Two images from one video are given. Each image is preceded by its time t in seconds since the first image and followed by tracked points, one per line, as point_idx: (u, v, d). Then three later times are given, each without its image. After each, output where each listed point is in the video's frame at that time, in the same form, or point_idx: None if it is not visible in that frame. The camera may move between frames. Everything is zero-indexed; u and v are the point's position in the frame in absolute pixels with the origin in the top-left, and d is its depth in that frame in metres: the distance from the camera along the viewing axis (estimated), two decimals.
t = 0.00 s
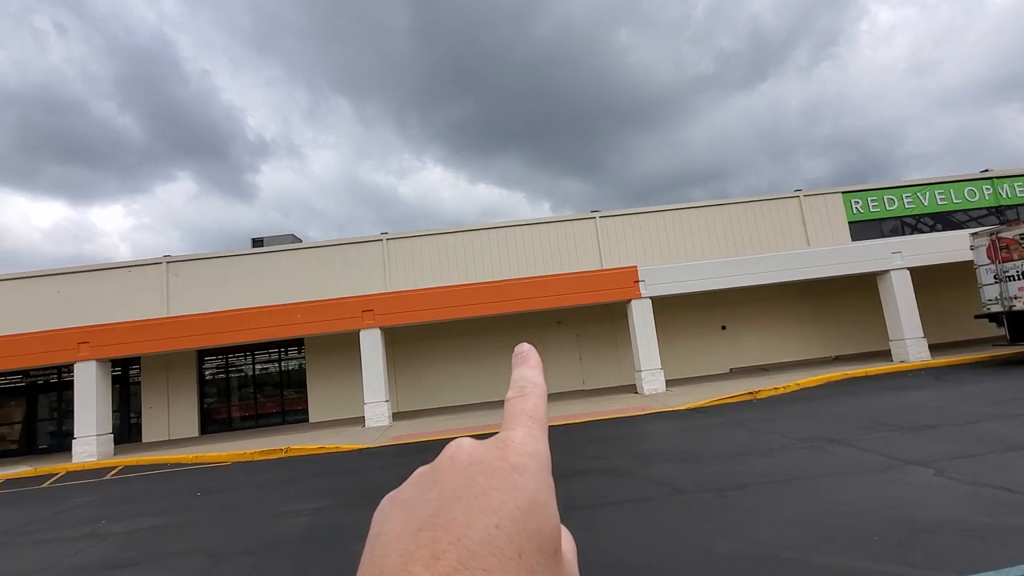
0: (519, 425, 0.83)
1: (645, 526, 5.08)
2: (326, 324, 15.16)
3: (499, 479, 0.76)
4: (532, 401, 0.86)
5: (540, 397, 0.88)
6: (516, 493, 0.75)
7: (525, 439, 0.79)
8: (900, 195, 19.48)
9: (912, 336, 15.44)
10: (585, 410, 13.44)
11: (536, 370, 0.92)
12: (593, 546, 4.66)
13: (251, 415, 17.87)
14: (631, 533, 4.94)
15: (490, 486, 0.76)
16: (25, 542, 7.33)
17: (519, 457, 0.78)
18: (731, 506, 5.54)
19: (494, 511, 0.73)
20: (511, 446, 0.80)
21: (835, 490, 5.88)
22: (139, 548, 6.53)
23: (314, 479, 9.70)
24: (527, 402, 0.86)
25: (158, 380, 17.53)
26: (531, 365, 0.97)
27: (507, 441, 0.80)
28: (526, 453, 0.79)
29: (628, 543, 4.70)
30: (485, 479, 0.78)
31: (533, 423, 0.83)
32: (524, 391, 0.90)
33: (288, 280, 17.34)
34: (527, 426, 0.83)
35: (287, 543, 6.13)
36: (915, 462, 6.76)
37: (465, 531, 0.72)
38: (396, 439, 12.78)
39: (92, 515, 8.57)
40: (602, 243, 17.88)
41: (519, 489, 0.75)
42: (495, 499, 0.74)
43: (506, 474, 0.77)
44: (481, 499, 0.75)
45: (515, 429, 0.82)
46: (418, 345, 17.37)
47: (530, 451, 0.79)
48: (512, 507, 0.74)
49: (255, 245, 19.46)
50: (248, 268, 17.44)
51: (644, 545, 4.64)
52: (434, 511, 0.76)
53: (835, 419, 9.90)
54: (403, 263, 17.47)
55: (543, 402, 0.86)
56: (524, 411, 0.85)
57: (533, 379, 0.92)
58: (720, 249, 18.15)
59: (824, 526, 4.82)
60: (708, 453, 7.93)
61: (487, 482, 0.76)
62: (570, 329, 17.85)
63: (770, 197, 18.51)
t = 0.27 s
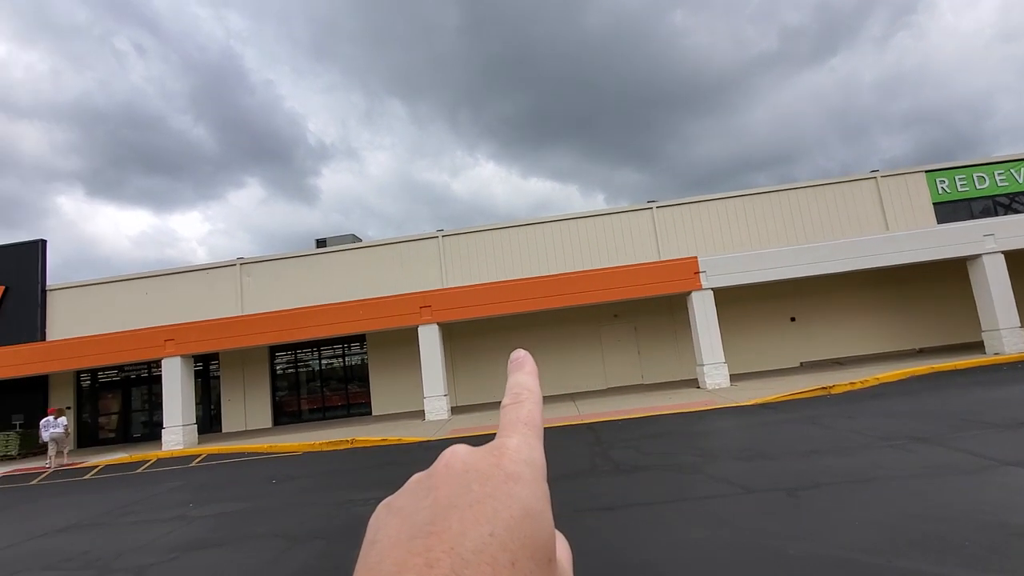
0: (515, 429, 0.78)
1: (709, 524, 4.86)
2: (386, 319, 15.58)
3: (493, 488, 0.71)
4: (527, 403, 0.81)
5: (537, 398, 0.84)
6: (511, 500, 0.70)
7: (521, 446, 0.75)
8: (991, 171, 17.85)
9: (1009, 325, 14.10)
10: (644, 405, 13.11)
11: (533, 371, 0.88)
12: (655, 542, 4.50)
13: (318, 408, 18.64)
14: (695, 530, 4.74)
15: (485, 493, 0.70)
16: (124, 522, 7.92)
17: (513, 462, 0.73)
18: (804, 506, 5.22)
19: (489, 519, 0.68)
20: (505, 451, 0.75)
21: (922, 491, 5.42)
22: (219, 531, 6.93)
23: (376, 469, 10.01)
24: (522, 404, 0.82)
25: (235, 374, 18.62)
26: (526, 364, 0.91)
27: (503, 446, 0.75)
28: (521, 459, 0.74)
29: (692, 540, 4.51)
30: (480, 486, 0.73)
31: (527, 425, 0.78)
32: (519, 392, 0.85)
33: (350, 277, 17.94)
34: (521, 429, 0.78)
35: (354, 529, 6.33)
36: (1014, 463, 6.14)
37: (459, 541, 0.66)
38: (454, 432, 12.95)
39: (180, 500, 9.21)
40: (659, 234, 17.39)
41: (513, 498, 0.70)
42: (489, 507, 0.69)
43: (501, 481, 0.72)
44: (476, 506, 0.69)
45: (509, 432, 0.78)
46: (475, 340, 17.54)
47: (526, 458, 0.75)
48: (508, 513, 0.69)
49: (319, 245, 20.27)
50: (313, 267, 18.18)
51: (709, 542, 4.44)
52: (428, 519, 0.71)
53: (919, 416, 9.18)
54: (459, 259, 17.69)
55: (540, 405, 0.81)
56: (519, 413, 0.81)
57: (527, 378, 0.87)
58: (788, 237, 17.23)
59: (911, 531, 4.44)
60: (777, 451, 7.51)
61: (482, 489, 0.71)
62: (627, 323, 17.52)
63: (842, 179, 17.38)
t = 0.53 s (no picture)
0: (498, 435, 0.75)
1: (780, 524, 4.54)
2: (445, 313, 15.78)
3: (475, 495, 0.67)
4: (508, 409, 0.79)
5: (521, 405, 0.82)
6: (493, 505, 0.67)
7: (504, 454, 0.72)
8: None
9: None
10: (707, 400, 12.58)
11: (517, 380, 0.86)
12: (721, 541, 4.25)
13: (381, 400, 19.18)
14: (764, 529, 4.44)
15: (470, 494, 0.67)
16: (205, 504, 8.38)
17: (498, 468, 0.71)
18: (887, 508, 4.79)
19: (471, 525, 0.64)
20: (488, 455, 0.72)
21: None
22: (287, 515, 7.17)
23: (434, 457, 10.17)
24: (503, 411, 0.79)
25: (304, 367, 19.46)
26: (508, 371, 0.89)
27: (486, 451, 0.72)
28: (504, 466, 0.71)
29: (759, 540, 4.23)
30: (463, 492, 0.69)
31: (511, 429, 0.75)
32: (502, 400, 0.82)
33: (409, 273, 18.31)
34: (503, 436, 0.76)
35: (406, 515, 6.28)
36: None
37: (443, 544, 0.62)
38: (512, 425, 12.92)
39: (256, 485, 9.57)
40: (721, 223, 16.67)
41: (495, 504, 0.67)
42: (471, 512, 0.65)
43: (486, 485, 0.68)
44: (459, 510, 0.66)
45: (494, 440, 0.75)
46: (531, 333, 17.44)
47: (509, 465, 0.72)
48: (493, 514, 0.66)
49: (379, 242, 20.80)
50: (373, 263, 18.68)
51: (781, 543, 4.14)
52: (410, 526, 0.66)
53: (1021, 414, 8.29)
54: (514, 252, 17.66)
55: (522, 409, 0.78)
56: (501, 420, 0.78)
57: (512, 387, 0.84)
58: (864, 221, 16.06)
59: (1014, 540, 3.97)
60: (854, 450, 6.98)
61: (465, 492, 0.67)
62: (688, 315, 16.93)
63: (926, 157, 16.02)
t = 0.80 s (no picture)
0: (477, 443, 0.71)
1: (855, 530, 4.16)
2: (501, 307, 15.77)
3: (453, 505, 0.61)
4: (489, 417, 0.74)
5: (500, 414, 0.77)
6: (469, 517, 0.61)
7: (482, 462, 0.67)
8: None
9: None
10: (775, 396, 11.91)
11: (494, 390, 0.82)
12: (787, 546, 3.94)
13: (440, 391, 19.48)
14: (838, 535, 4.08)
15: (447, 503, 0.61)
16: (276, 487, 8.74)
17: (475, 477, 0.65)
18: (982, 516, 4.29)
19: (445, 537, 0.58)
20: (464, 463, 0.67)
21: None
22: (347, 496, 7.35)
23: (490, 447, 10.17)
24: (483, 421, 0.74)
25: (366, 359, 20.06)
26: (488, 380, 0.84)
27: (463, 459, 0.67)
28: (483, 478, 0.66)
29: (828, 547, 3.89)
30: (439, 502, 0.63)
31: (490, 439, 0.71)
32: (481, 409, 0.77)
33: (466, 266, 18.46)
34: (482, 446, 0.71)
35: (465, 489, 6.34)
36: None
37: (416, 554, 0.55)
38: (569, 418, 12.73)
39: (323, 470, 9.86)
40: (791, 209, 15.75)
41: (472, 516, 0.61)
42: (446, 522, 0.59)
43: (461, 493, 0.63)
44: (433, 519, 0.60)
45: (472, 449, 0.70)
46: (588, 326, 17.18)
47: (488, 475, 0.66)
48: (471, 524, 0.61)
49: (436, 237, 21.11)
50: (431, 258, 18.96)
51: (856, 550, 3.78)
52: (384, 537, 0.59)
53: None
54: (570, 243, 17.42)
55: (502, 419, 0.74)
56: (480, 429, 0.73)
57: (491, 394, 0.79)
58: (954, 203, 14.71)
59: None
60: (942, 452, 6.36)
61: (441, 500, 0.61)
62: (755, 307, 16.14)
63: None
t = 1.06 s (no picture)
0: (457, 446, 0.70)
1: (926, 536, 3.82)
2: (549, 300, 15.63)
3: (430, 513, 0.60)
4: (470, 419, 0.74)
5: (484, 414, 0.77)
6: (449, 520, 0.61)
7: (464, 467, 0.66)
8: None
9: None
10: (841, 393, 11.22)
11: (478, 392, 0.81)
12: (849, 552, 3.65)
13: (489, 384, 19.59)
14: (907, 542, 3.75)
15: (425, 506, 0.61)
16: (331, 473, 8.98)
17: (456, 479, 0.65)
18: None
19: (424, 545, 0.58)
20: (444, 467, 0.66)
21: None
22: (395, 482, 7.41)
23: (539, 438, 10.08)
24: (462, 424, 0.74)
25: (418, 352, 20.42)
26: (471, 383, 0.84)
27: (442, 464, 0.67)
28: (462, 483, 0.65)
29: (894, 553, 3.59)
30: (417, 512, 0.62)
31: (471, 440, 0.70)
32: (461, 416, 0.77)
33: (514, 259, 18.42)
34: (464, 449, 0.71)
35: (513, 479, 6.30)
36: None
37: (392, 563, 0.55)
38: (619, 412, 12.45)
39: (376, 459, 10.04)
40: (859, 194, 14.81)
41: (451, 523, 0.61)
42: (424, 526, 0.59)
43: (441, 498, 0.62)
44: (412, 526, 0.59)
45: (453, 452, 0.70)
46: (639, 319, 16.80)
47: (469, 479, 0.66)
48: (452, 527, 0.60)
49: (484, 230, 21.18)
50: (480, 251, 19.03)
51: (928, 559, 3.46)
52: (363, 545, 0.59)
53: None
54: (620, 234, 17.06)
55: (483, 421, 0.74)
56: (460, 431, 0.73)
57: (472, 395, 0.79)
58: None
59: None
60: None
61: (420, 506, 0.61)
62: (819, 298, 15.31)
63: None
